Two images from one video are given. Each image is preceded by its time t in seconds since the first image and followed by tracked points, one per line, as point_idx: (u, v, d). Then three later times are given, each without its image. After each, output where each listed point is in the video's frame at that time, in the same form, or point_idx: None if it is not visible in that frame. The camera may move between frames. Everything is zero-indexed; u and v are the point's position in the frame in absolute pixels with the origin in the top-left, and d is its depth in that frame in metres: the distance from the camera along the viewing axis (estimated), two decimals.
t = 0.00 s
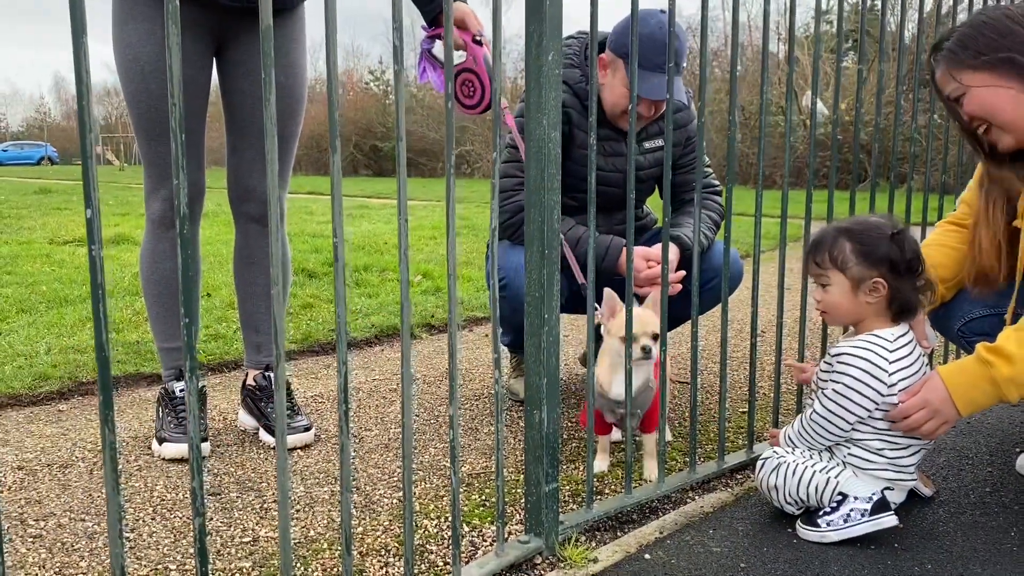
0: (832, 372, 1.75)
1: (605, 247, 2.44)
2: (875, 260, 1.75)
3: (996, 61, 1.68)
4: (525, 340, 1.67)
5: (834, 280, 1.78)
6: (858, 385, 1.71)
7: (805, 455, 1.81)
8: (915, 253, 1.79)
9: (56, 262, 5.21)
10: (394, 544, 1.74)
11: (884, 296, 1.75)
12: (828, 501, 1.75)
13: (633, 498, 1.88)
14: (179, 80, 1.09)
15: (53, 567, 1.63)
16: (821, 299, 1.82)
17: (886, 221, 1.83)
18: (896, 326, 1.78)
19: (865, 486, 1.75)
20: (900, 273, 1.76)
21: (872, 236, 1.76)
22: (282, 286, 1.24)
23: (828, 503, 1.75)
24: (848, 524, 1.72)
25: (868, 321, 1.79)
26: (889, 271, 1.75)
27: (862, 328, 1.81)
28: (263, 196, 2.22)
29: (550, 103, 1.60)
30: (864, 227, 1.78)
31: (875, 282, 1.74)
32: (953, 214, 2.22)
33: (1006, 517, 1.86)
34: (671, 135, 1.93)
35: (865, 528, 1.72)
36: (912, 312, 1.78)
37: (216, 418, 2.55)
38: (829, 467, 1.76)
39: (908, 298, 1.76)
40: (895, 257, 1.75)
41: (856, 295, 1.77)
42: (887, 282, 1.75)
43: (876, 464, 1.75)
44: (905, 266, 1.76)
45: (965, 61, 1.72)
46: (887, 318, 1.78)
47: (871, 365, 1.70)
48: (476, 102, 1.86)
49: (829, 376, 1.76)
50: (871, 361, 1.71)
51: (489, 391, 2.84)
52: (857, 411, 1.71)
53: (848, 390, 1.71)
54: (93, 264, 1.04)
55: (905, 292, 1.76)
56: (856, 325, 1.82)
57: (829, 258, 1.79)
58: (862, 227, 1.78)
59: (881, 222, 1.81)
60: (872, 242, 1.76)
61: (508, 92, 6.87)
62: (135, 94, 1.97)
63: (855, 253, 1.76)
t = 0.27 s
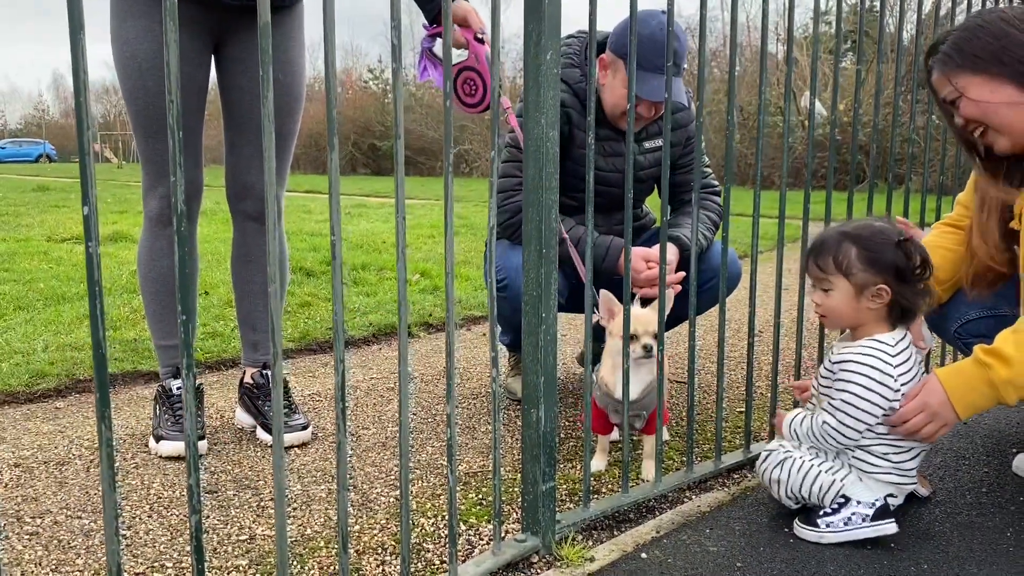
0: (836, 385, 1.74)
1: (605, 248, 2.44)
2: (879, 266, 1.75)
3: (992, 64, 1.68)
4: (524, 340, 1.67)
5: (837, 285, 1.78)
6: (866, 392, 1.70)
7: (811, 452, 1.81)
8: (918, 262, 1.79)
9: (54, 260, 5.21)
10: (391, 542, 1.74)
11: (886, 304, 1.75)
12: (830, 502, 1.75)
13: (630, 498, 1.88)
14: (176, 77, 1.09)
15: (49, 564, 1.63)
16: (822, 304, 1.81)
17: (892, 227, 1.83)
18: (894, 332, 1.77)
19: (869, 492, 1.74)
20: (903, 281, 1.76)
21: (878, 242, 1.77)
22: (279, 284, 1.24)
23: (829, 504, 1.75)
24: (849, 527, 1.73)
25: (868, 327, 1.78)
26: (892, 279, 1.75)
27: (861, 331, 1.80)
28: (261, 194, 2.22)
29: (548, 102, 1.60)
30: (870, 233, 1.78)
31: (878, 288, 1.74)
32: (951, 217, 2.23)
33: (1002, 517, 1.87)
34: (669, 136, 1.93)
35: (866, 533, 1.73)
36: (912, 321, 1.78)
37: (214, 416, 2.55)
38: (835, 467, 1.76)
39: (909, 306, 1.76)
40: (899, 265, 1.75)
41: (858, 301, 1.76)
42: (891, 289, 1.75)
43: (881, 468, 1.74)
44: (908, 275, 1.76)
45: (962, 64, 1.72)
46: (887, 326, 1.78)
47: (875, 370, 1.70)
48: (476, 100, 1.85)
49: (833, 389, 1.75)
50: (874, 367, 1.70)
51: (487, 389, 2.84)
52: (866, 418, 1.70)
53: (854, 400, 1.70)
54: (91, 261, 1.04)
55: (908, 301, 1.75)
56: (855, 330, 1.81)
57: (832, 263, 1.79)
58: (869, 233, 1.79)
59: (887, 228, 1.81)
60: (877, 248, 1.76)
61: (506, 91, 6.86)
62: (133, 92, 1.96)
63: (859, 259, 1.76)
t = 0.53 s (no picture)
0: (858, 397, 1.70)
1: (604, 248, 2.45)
2: (883, 269, 1.72)
3: (987, 67, 1.68)
4: (522, 339, 1.67)
5: (843, 286, 1.72)
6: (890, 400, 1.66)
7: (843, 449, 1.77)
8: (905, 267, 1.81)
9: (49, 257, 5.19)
10: (386, 540, 1.74)
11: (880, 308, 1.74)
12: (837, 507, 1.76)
13: (626, 496, 1.88)
14: (172, 71, 1.09)
15: (44, 560, 1.63)
16: (820, 304, 1.74)
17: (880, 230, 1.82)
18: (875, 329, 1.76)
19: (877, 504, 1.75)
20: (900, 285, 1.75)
21: (883, 244, 1.74)
22: (275, 280, 1.24)
23: (836, 509, 1.76)
24: (852, 535, 1.73)
25: (857, 329, 1.76)
26: (892, 283, 1.74)
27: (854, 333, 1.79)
28: (257, 191, 2.21)
29: (546, 100, 1.60)
30: (874, 234, 1.75)
31: (882, 292, 1.71)
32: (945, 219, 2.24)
33: (998, 516, 1.87)
34: (666, 134, 1.93)
35: (867, 543, 1.73)
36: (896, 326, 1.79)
37: (209, 413, 2.54)
38: (858, 477, 1.74)
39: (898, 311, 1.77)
40: (898, 269, 1.74)
41: (860, 303, 1.72)
42: (891, 294, 1.73)
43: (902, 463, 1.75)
44: (902, 279, 1.76)
45: (957, 66, 1.72)
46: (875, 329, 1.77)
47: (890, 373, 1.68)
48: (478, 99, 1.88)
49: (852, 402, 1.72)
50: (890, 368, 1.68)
51: (483, 388, 2.84)
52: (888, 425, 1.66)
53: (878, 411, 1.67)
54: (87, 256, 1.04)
55: (898, 306, 1.76)
56: (839, 331, 1.78)
57: (840, 263, 1.72)
58: (874, 234, 1.75)
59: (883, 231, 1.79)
60: (883, 250, 1.73)
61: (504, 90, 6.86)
62: (130, 86, 1.96)
63: (869, 261, 1.72)
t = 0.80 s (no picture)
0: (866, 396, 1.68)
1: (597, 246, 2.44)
2: (872, 263, 1.69)
3: (981, 68, 1.68)
4: (515, 336, 1.66)
5: (832, 282, 1.68)
6: (902, 407, 1.64)
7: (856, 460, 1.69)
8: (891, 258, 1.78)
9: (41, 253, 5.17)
10: (379, 537, 1.74)
11: (870, 302, 1.71)
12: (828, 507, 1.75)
13: (619, 495, 1.88)
14: (166, 64, 1.08)
15: (34, 557, 1.62)
16: (807, 301, 1.70)
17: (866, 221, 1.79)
18: (866, 325, 1.74)
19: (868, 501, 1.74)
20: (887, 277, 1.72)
21: (872, 237, 1.70)
22: (268, 275, 1.23)
23: (827, 509, 1.75)
24: (843, 533, 1.73)
25: (846, 324, 1.73)
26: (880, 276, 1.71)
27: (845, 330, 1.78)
28: (251, 187, 2.20)
29: (541, 98, 1.60)
30: (863, 227, 1.71)
31: (871, 287, 1.68)
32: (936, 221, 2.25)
33: (989, 516, 1.88)
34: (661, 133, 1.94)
35: (858, 541, 1.73)
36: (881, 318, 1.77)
37: (201, 410, 2.53)
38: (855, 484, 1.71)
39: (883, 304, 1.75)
40: (885, 262, 1.71)
41: (849, 299, 1.69)
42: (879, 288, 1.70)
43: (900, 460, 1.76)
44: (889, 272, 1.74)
45: (950, 68, 1.72)
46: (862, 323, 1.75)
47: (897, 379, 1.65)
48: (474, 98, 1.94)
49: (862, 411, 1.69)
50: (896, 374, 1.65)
51: (477, 386, 2.84)
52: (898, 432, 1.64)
53: (890, 420, 1.64)
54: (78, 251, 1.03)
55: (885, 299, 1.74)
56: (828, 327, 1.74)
57: (828, 258, 1.68)
58: (861, 227, 1.71)
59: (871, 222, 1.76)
60: (872, 244, 1.69)
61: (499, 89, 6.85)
62: (126, 79, 1.95)
63: (857, 255, 1.68)
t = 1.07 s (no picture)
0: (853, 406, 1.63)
1: (593, 243, 2.44)
2: (847, 261, 1.66)
3: (979, 68, 1.69)
4: (509, 334, 1.66)
5: (803, 284, 1.68)
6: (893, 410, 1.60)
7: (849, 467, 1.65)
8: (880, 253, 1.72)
9: (33, 250, 5.14)
10: (372, 536, 1.73)
11: (853, 301, 1.67)
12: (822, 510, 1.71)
13: (613, 494, 1.88)
14: (161, 59, 1.07)
15: (24, 555, 1.61)
16: (786, 305, 1.70)
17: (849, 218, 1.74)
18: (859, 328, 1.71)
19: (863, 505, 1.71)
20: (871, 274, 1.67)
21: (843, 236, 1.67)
22: (262, 273, 1.23)
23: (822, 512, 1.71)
24: (837, 534, 1.71)
25: (837, 324, 1.70)
26: (859, 274, 1.67)
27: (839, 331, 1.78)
28: (245, 185, 2.19)
29: (537, 95, 1.60)
30: (835, 226, 1.68)
31: (846, 286, 1.65)
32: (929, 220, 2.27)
33: (981, 516, 1.88)
34: (655, 132, 1.93)
35: (852, 542, 1.72)
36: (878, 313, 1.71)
37: (194, 408, 2.52)
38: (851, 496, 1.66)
39: (873, 300, 1.69)
40: (864, 259, 1.67)
41: (826, 300, 1.67)
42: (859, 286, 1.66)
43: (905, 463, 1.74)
44: (873, 268, 1.68)
45: (948, 67, 1.73)
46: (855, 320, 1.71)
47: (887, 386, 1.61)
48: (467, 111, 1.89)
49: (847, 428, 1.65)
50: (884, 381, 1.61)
51: (470, 385, 2.83)
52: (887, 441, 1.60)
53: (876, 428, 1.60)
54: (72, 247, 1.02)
55: (872, 295, 1.68)
56: (821, 329, 1.72)
57: (796, 261, 1.68)
58: (833, 227, 1.68)
59: (851, 220, 1.72)
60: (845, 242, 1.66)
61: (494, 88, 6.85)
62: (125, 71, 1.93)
63: (826, 255, 1.66)
